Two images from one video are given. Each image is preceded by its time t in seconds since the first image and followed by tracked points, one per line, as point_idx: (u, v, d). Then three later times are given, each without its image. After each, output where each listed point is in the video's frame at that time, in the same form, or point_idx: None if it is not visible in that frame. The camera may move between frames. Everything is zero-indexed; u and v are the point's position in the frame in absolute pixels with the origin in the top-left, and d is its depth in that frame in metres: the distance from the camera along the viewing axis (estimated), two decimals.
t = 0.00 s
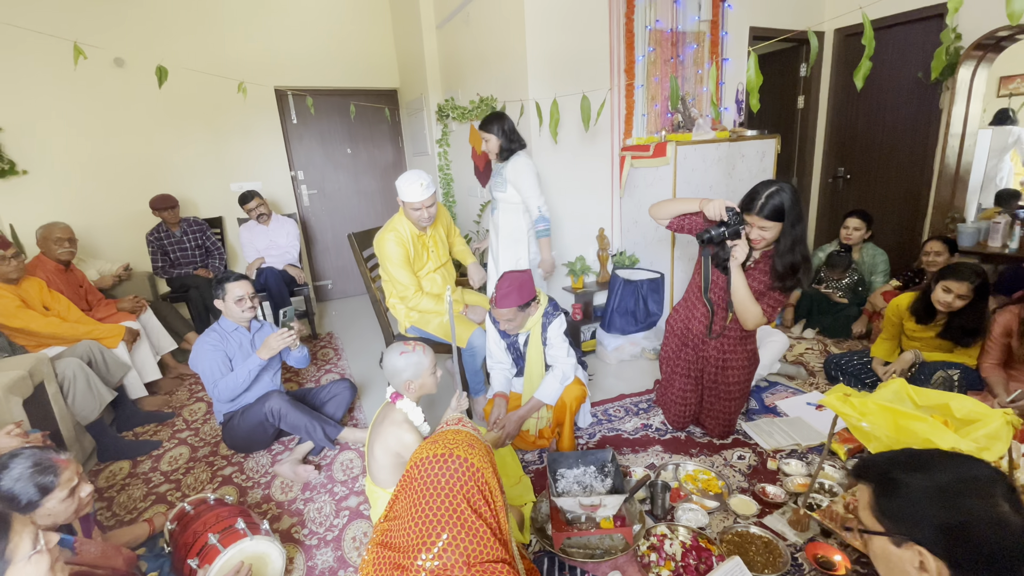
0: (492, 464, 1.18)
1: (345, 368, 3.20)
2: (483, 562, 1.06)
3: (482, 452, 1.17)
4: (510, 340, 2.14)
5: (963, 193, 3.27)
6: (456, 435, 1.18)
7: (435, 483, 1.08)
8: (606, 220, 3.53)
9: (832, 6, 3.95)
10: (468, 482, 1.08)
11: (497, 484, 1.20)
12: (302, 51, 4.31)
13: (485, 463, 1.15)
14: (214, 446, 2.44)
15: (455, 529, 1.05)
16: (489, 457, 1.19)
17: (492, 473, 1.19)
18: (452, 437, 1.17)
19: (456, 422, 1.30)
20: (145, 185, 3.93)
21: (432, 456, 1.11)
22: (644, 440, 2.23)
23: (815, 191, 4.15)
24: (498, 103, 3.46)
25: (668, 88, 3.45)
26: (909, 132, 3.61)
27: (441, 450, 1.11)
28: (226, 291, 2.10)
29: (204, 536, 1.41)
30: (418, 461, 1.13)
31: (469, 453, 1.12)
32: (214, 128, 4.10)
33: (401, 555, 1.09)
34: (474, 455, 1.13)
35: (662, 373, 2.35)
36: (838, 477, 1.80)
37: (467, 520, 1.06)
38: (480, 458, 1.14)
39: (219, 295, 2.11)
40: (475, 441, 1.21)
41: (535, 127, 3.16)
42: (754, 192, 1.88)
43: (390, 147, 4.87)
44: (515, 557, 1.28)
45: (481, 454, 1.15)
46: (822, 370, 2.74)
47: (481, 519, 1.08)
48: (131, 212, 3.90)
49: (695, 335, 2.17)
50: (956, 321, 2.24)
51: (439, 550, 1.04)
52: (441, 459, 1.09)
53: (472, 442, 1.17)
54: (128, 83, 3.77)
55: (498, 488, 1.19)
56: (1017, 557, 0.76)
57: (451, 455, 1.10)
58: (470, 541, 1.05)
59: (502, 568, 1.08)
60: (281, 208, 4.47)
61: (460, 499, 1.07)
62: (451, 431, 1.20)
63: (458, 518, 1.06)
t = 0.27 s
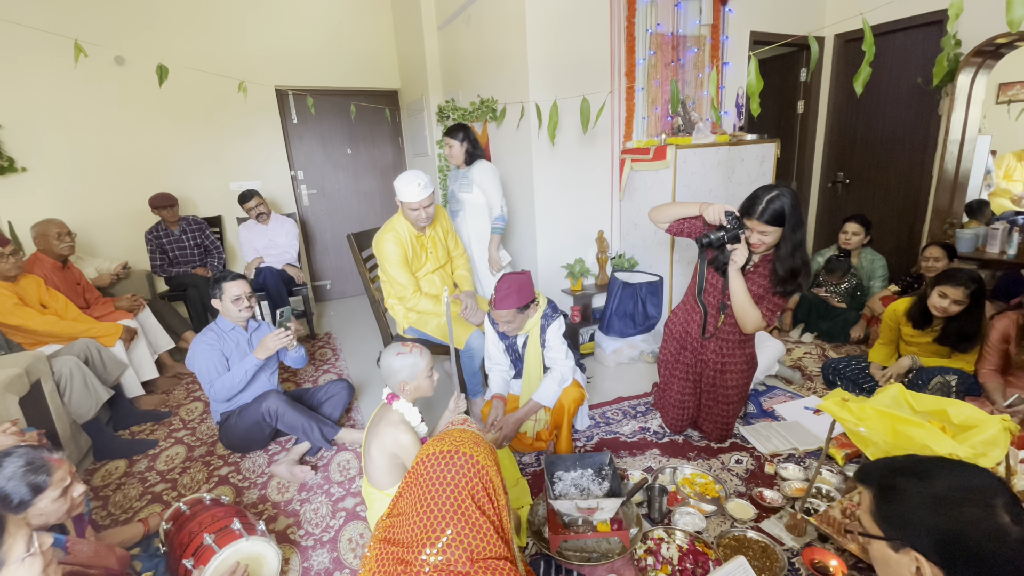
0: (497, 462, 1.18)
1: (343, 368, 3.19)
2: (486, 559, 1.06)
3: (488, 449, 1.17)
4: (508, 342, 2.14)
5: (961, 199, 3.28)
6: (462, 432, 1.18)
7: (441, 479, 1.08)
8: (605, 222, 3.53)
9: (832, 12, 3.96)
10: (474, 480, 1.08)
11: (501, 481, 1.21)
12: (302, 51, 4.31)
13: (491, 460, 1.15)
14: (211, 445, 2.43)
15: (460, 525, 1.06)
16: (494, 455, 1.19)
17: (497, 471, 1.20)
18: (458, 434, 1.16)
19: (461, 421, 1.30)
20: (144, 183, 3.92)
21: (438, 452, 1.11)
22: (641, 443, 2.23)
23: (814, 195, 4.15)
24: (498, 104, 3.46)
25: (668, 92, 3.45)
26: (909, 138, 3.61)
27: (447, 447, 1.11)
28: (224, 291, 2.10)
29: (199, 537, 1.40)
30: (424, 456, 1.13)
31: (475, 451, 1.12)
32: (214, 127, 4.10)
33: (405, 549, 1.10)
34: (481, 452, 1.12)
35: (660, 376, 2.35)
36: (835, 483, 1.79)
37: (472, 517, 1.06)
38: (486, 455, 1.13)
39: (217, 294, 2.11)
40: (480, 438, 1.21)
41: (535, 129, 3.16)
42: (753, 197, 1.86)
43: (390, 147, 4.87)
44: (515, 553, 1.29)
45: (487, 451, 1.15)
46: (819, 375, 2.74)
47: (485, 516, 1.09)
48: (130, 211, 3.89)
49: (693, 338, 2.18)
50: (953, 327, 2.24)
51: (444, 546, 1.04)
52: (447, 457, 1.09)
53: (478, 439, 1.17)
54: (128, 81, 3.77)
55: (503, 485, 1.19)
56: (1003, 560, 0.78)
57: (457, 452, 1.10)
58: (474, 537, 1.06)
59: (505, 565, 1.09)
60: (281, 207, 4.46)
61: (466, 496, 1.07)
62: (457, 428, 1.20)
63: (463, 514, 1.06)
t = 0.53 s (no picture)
0: (497, 462, 1.18)
1: (340, 369, 3.19)
2: (486, 560, 1.06)
3: (489, 450, 1.17)
4: (507, 343, 2.14)
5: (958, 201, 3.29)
6: (463, 432, 1.18)
7: (441, 479, 1.08)
8: (604, 223, 3.54)
9: (830, 14, 3.97)
10: (475, 480, 1.08)
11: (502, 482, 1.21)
12: (301, 51, 4.30)
13: (491, 461, 1.15)
14: (207, 446, 2.42)
15: (460, 525, 1.05)
16: (495, 456, 1.19)
17: (498, 472, 1.19)
18: (459, 435, 1.16)
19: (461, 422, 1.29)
20: (141, 183, 3.91)
21: (439, 453, 1.11)
22: (639, 444, 2.23)
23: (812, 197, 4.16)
24: (497, 105, 3.46)
25: (667, 93, 3.45)
26: (905, 140, 3.63)
27: (448, 447, 1.11)
28: (221, 291, 2.09)
29: (195, 538, 1.40)
30: (425, 457, 1.13)
31: (476, 451, 1.12)
32: (212, 126, 4.09)
33: (404, 550, 1.09)
34: (482, 453, 1.12)
35: (658, 377, 2.35)
36: (832, 484, 1.80)
37: (472, 518, 1.06)
38: (487, 456, 1.13)
39: (214, 294, 2.10)
40: (482, 439, 1.21)
41: (533, 130, 3.16)
42: (748, 194, 1.88)
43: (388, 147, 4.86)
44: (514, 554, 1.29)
45: (488, 452, 1.15)
46: (816, 376, 2.75)
47: (486, 517, 1.09)
48: (126, 210, 3.88)
49: (690, 340, 2.18)
50: (950, 329, 2.25)
51: (444, 546, 1.04)
52: (448, 457, 1.09)
53: (479, 440, 1.17)
54: (125, 80, 3.76)
55: (503, 486, 1.19)
56: None
57: (458, 452, 1.10)
58: (474, 538, 1.06)
59: (505, 567, 1.09)
60: (279, 207, 4.45)
61: (466, 496, 1.07)
62: (458, 428, 1.20)
63: (463, 515, 1.06)
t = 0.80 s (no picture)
0: (487, 462, 1.18)
1: (334, 369, 3.17)
2: (477, 561, 1.06)
3: (478, 450, 1.17)
4: (502, 342, 2.14)
5: (949, 203, 3.32)
6: (452, 433, 1.17)
7: (431, 481, 1.07)
8: (599, 224, 3.54)
9: (824, 16, 3.99)
10: (465, 480, 1.08)
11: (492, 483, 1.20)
12: (295, 50, 4.28)
13: (482, 461, 1.14)
14: (199, 447, 2.40)
15: (451, 527, 1.05)
16: (485, 456, 1.18)
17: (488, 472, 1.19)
18: (449, 435, 1.16)
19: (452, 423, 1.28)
20: (133, 182, 3.88)
21: (428, 453, 1.10)
22: (633, 445, 2.23)
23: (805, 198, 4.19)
24: (492, 105, 3.45)
25: (662, 94, 3.46)
26: (898, 143, 3.66)
27: (437, 448, 1.10)
28: (214, 291, 2.07)
29: (186, 540, 1.38)
30: (415, 458, 1.12)
31: (466, 451, 1.11)
32: (205, 125, 4.06)
33: (396, 552, 1.09)
34: (471, 453, 1.12)
35: (653, 377, 2.35)
36: (826, 484, 1.81)
37: (463, 519, 1.06)
38: (477, 456, 1.13)
39: (207, 294, 2.08)
40: (471, 439, 1.21)
41: (528, 130, 3.15)
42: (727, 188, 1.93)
43: (383, 147, 4.85)
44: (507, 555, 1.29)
45: (477, 452, 1.14)
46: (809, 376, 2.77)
47: (477, 517, 1.08)
48: (118, 209, 3.84)
49: (685, 341, 2.19)
50: (943, 329, 2.26)
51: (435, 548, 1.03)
52: (438, 458, 1.08)
53: (469, 440, 1.16)
54: (117, 78, 3.72)
55: (494, 487, 1.19)
56: None
57: (448, 453, 1.09)
58: (465, 539, 1.05)
59: (496, 568, 1.08)
60: (272, 206, 4.43)
61: (456, 497, 1.06)
62: (447, 429, 1.19)
63: (454, 515, 1.05)
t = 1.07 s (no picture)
0: (483, 471, 1.17)
1: (326, 373, 3.15)
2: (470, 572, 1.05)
3: (474, 459, 1.16)
4: (496, 346, 2.13)
5: (939, 209, 3.36)
6: (449, 441, 1.17)
7: (426, 491, 1.06)
8: (592, 227, 3.54)
9: (815, 23, 4.03)
10: (460, 490, 1.07)
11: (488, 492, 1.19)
12: (289, 52, 4.26)
13: (477, 471, 1.13)
14: (189, 452, 2.37)
15: (445, 538, 1.04)
16: (480, 464, 1.17)
17: (484, 481, 1.18)
18: (445, 444, 1.15)
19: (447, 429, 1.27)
20: (123, 183, 3.84)
21: (424, 462, 1.09)
22: (627, 449, 2.22)
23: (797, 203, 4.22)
24: (486, 108, 3.45)
25: (655, 99, 3.49)
26: (888, 148, 3.70)
27: (433, 457, 1.09)
28: (204, 293, 2.04)
29: (173, 548, 1.36)
30: (410, 467, 1.11)
31: (462, 461, 1.10)
32: (196, 127, 4.03)
33: (388, 563, 1.07)
34: (467, 463, 1.11)
35: (646, 381, 2.35)
36: (819, 488, 1.81)
37: (457, 529, 1.05)
38: (473, 466, 1.12)
39: (198, 296, 2.06)
40: (467, 448, 1.20)
41: (523, 133, 3.16)
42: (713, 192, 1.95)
43: (377, 150, 4.84)
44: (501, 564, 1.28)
45: (473, 462, 1.13)
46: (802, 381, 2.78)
47: (471, 527, 1.07)
48: (108, 210, 3.80)
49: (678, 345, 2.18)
50: (934, 333, 2.27)
51: (428, 559, 1.02)
52: (433, 467, 1.07)
53: (465, 449, 1.15)
54: (108, 79, 3.69)
55: (489, 496, 1.18)
56: None
57: (443, 462, 1.08)
58: (459, 550, 1.04)
59: None
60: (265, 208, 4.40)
61: (451, 507, 1.05)
62: (443, 437, 1.18)
63: (448, 526, 1.04)
